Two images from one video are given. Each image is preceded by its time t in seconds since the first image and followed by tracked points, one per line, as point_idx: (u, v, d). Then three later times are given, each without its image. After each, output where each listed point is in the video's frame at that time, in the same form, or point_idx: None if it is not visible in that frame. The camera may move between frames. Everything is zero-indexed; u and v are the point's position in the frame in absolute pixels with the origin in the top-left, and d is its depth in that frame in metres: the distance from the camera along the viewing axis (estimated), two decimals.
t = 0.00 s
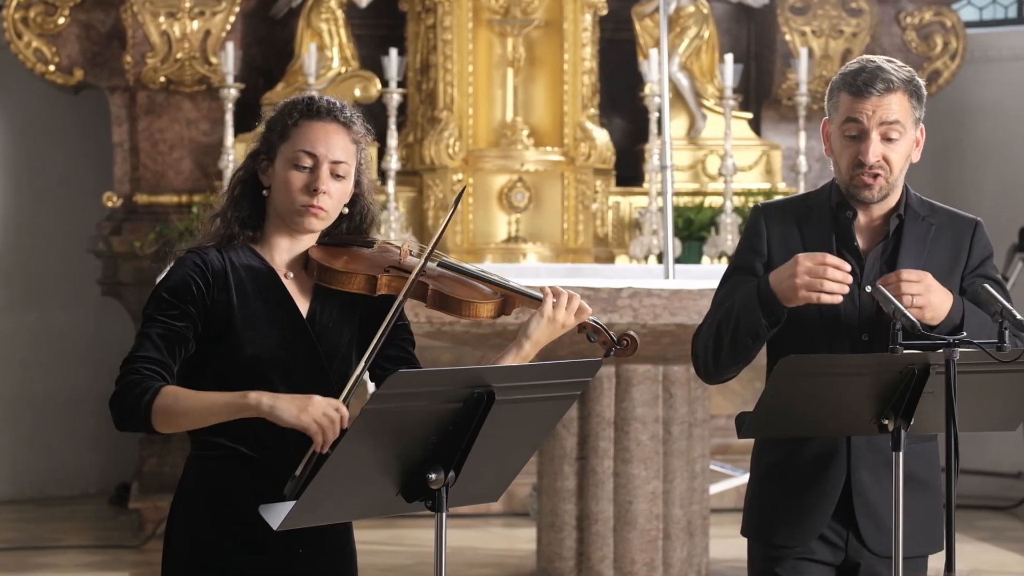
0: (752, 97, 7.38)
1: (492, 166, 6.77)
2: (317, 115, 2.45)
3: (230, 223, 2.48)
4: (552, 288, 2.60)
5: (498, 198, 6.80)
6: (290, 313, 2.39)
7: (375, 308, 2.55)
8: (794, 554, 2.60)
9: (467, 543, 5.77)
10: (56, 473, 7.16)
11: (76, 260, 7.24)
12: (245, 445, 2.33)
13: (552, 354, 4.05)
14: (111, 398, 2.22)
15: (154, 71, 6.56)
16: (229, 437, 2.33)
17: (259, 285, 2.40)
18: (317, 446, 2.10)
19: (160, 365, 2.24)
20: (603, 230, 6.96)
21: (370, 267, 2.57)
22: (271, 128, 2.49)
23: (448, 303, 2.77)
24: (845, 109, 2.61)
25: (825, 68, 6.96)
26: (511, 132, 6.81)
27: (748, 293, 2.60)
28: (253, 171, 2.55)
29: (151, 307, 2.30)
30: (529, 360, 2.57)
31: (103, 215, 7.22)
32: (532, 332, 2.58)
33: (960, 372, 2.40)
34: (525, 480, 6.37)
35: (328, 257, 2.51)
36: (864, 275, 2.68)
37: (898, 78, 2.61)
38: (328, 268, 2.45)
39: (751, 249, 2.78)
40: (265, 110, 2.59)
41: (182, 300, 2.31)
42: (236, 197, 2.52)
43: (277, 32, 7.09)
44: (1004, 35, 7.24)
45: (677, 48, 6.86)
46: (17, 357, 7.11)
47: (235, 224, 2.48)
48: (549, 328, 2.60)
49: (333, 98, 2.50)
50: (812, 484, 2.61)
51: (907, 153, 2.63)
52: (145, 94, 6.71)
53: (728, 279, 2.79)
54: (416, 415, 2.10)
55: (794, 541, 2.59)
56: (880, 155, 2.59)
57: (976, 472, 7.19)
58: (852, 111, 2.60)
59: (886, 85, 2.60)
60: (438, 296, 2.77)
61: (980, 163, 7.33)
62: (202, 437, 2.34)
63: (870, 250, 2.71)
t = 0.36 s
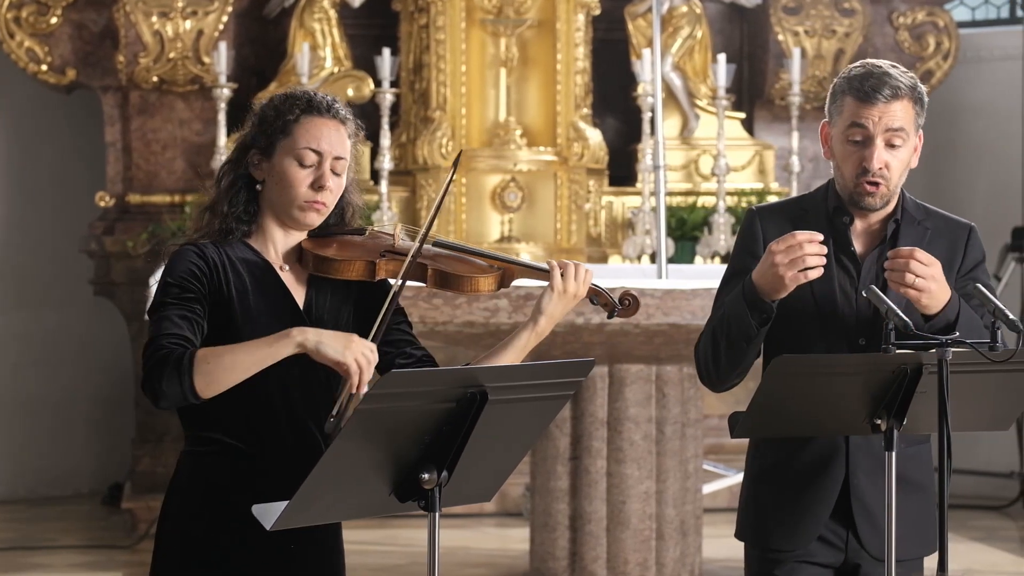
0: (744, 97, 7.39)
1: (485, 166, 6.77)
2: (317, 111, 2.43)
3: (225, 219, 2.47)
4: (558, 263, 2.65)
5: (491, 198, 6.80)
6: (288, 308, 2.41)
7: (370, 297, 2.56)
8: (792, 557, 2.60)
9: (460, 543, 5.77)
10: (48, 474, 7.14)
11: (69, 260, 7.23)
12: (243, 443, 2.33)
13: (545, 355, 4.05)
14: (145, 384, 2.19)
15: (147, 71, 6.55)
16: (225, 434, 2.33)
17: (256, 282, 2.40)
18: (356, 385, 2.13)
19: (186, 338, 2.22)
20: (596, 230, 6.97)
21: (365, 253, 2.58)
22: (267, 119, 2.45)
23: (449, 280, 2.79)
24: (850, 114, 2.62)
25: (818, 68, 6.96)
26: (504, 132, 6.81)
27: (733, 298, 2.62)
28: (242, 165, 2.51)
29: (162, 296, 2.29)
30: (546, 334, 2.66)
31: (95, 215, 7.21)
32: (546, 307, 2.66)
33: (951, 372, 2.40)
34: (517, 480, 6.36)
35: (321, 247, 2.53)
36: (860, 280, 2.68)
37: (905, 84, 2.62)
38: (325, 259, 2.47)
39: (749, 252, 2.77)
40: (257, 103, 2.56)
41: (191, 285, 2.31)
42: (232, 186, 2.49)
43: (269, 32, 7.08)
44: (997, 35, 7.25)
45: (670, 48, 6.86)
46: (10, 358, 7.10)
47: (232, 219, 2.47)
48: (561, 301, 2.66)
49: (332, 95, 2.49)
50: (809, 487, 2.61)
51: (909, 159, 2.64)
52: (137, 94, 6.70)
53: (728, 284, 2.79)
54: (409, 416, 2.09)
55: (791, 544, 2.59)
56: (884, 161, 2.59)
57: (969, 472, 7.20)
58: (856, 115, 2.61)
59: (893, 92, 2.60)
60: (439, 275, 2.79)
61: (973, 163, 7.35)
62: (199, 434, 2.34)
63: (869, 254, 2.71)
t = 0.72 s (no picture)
0: (740, 97, 7.39)
1: (481, 166, 6.77)
2: (301, 119, 2.43)
3: (221, 224, 2.47)
4: (539, 290, 2.62)
5: (487, 198, 6.80)
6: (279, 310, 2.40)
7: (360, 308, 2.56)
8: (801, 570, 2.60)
9: (456, 543, 5.77)
10: (44, 474, 7.13)
11: (64, 260, 7.22)
12: (237, 446, 2.32)
13: (540, 355, 4.05)
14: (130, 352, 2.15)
15: (142, 70, 6.54)
16: (216, 437, 2.32)
17: (250, 284, 2.39)
18: (340, 385, 2.13)
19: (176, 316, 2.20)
20: (592, 230, 6.97)
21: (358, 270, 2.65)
22: (256, 132, 2.46)
23: (436, 309, 2.84)
24: (832, 122, 2.61)
25: (814, 68, 6.97)
26: (499, 132, 6.81)
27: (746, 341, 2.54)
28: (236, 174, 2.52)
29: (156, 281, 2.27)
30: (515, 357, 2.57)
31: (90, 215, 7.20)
32: (519, 330, 2.59)
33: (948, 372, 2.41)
34: (513, 480, 6.37)
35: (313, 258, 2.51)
36: (853, 284, 2.68)
37: (884, 88, 2.61)
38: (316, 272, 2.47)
39: (736, 261, 2.72)
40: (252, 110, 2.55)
41: (186, 276, 2.30)
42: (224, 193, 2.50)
43: (265, 32, 7.07)
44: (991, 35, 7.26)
45: (666, 48, 6.86)
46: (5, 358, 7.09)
47: (227, 224, 2.47)
48: (539, 329, 2.61)
49: (317, 100, 2.48)
50: (814, 500, 2.60)
51: (892, 162, 2.64)
52: (133, 94, 6.69)
53: (718, 296, 2.73)
54: (405, 415, 2.09)
55: (800, 558, 2.60)
56: (870, 166, 2.59)
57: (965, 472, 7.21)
58: (839, 123, 2.60)
59: (874, 96, 2.60)
60: (427, 302, 2.84)
61: (968, 164, 7.36)
62: (191, 438, 2.32)
63: (858, 260, 2.70)
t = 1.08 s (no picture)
0: (738, 97, 7.39)
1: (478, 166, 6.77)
2: (331, 126, 2.44)
3: (234, 225, 2.46)
4: (539, 320, 2.64)
5: (484, 198, 6.80)
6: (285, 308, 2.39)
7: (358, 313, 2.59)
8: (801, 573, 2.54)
9: (454, 543, 5.77)
10: (41, 474, 7.12)
11: (62, 260, 7.21)
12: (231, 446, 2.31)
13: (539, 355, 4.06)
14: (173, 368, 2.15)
15: (140, 70, 6.53)
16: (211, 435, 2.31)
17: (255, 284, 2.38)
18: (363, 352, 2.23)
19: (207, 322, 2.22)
20: (590, 230, 6.94)
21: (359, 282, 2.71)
22: (282, 135, 2.47)
23: (437, 325, 2.87)
24: (807, 109, 2.59)
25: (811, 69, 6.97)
26: (497, 132, 6.79)
27: (743, 340, 2.48)
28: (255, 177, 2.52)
29: (174, 283, 2.27)
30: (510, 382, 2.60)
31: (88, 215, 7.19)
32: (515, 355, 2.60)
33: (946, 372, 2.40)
34: (511, 480, 6.37)
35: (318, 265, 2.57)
36: (842, 282, 2.63)
37: (855, 71, 2.60)
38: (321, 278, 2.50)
39: (720, 265, 2.66)
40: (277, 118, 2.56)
41: (201, 276, 2.30)
42: (244, 195, 2.49)
43: (263, 32, 7.06)
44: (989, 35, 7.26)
45: (663, 48, 6.86)
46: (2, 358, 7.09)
47: (242, 225, 2.46)
48: (535, 356, 2.62)
49: (346, 111, 2.50)
50: (812, 501, 2.55)
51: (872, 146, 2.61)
52: (130, 95, 6.68)
53: (700, 301, 2.67)
54: (402, 415, 2.09)
55: (802, 561, 2.54)
56: (853, 149, 2.56)
57: (963, 472, 7.22)
58: (814, 109, 2.58)
59: (846, 78, 2.59)
60: (427, 317, 2.88)
61: (966, 164, 7.37)
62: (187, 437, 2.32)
63: (846, 258, 2.65)
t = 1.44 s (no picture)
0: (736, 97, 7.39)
1: (477, 166, 6.76)
2: (318, 109, 2.44)
3: (229, 216, 2.47)
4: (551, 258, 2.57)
5: (483, 198, 6.79)
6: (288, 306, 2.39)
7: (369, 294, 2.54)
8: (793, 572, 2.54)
9: (452, 543, 5.77)
10: (40, 474, 7.12)
11: (60, 259, 7.21)
12: (237, 440, 2.32)
13: (538, 355, 4.06)
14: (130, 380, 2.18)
15: (139, 70, 6.52)
16: (218, 431, 2.32)
17: (256, 281, 2.38)
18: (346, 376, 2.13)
19: (173, 338, 2.21)
20: (589, 230, 6.93)
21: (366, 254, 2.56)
22: (269, 126, 2.47)
23: (451, 282, 2.76)
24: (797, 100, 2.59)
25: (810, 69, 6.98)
26: (496, 132, 6.79)
27: (726, 314, 2.45)
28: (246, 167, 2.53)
29: (158, 290, 2.28)
30: (538, 332, 2.56)
31: (87, 215, 7.19)
32: (538, 303, 2.57)
33: (945, 371, 2.40)
34: (510, 480, 6.36)
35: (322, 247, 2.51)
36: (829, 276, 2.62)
37: (844, 61, 2.61)
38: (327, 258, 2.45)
39: (707, 261, 2.64)
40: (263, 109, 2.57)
41: (189, 282, 2.30)
42: (235, 186, 2.51)
43: (262, 32, 7.06)
44: (988, 35, 7.27)
45: (662, 48, 6.86)
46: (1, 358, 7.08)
47: (236, 215, 2.47)
48: (556, 298, 2.58)
49: (333, 95, 2.50)
50: (802, 500, 2.55)
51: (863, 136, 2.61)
52: (129, 94, 6.67)
53: (686, 296, 2.65)
54: (401, 415, 2.09)
55: (792, 560, 2.53)
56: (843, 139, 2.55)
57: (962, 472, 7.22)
58: (804, 100, 2.58)
59: (836, 68, 2.59)
60: (441, 276, 2.76)
61: (965, 164, 7.37)
62: (195, 432, 2.33)
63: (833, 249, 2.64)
